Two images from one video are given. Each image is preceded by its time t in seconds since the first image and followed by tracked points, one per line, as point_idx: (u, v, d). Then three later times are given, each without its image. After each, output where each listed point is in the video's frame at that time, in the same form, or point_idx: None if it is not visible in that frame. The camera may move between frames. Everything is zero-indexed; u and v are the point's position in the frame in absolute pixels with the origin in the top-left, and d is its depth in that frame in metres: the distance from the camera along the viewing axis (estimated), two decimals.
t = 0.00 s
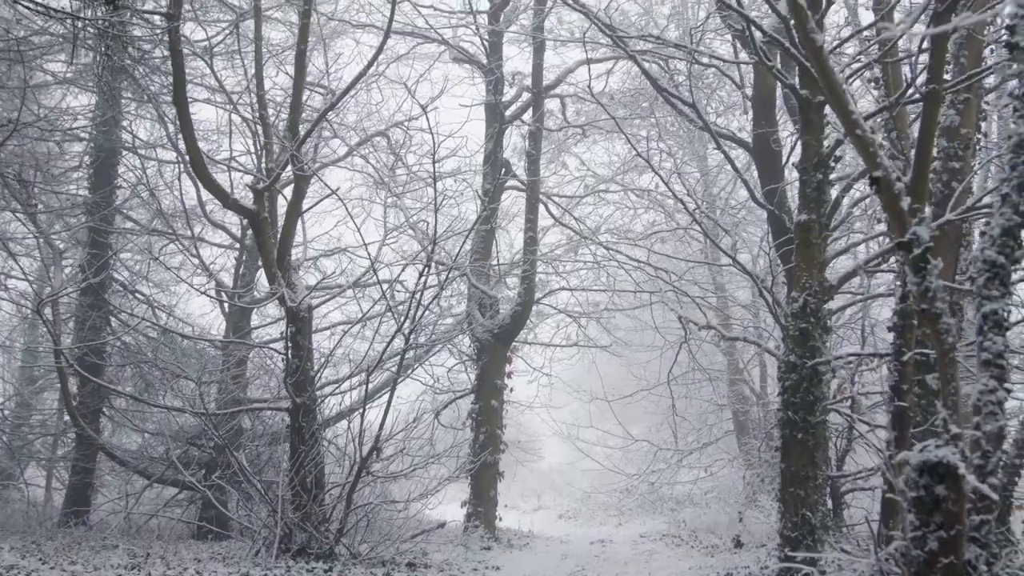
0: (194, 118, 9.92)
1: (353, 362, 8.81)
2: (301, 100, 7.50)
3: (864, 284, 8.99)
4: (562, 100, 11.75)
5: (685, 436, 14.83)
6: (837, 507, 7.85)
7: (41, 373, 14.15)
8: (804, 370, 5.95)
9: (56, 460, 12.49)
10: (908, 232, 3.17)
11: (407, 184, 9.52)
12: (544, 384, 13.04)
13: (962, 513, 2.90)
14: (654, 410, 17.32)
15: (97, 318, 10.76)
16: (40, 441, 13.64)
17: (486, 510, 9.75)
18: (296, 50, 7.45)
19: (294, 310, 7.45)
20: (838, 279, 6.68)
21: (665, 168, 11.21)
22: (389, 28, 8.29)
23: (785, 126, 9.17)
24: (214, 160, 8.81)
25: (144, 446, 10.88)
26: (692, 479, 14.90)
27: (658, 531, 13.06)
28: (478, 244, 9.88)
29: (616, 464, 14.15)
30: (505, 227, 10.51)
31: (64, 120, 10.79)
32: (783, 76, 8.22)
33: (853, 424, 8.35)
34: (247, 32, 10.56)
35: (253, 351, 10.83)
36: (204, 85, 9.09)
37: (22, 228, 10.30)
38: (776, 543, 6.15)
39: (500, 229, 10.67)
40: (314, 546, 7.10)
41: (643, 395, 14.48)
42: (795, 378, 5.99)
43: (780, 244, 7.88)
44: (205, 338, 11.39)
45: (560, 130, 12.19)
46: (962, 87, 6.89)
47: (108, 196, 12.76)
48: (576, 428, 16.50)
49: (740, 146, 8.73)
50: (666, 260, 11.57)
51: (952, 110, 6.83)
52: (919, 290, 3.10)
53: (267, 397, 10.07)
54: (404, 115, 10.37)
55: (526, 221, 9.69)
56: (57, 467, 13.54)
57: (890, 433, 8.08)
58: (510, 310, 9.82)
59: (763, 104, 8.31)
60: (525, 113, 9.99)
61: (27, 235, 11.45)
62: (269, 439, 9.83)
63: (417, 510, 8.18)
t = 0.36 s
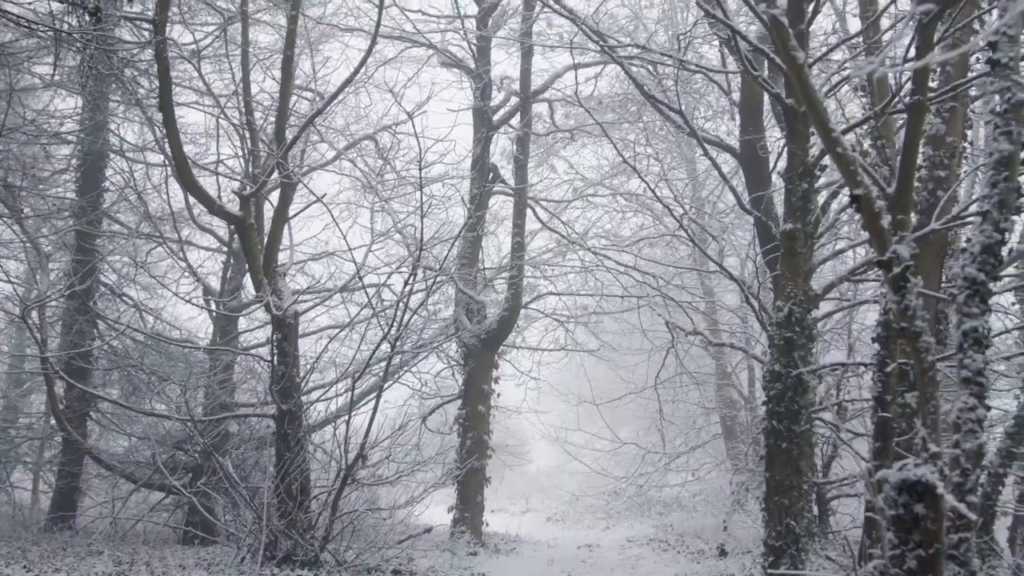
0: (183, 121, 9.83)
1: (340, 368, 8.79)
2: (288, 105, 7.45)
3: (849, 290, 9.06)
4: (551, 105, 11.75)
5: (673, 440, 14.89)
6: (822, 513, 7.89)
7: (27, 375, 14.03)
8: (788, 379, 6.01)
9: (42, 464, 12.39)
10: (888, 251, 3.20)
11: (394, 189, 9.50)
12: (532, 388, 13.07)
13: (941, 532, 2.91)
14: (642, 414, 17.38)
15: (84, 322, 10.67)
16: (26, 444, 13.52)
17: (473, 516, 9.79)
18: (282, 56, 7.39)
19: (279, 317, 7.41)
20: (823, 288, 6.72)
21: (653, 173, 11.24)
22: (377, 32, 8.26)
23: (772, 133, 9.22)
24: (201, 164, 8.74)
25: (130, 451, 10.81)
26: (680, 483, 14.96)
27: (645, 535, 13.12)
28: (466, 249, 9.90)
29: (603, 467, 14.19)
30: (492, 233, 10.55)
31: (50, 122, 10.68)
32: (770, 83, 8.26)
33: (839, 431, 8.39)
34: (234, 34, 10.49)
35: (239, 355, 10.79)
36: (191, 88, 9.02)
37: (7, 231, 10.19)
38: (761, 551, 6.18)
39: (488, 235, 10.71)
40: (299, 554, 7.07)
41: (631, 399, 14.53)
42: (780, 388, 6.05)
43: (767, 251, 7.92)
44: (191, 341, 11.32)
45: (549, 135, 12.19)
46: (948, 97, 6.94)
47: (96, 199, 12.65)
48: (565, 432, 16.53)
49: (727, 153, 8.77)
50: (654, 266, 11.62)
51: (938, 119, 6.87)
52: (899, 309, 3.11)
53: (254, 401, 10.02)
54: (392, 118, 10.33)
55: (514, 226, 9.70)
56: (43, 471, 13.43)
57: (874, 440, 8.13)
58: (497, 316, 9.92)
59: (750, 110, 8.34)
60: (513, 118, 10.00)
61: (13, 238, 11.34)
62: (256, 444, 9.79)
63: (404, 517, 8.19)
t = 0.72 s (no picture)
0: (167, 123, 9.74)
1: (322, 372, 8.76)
2: (272, 110, 7.38)
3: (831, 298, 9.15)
4: (536, 109, 11.75)
5: (657, 443, 14.97)
6: (802, 519, 7.97)
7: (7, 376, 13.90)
8: (768, 389, 6.08)
9: (22, 466, 12.28)
10: (865, 269, 3.25)
11: (378, 193, 9.47)
12: (516, 392, 13.09)
13: (915, 549, 2.93)
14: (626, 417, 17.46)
15: (65, 325, 10.56)
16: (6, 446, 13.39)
17: (455, 521, 9.81)
18: (265, 61, 7.30)
19: (261, 322, 7.36)
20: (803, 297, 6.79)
21: (637, 178, 11.27)
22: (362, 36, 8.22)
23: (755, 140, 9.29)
24: (184, 167, 8.67)
25: (112, 454, 10.73)
26: (663, 486, 15.05)
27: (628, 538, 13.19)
28: (450, 254, 9.91)
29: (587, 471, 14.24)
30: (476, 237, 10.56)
31: (31, 123, 10.54)
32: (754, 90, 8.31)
33: (819, 437, 8.48)
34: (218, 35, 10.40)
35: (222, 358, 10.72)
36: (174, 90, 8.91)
37: None
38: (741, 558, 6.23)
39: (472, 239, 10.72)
40: (279, 561, 6.97)
41: (614, 402, 14.59)
42: (761, 397, 6.11)
43: (750, 258, 7.99)
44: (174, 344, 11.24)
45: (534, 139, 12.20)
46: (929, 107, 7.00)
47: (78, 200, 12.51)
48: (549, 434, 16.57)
49: (711, 159, 8.82)
50: (637, 271, 11.67)
51: (919, 129, 6.94)
52: (875, 327, 3.14)
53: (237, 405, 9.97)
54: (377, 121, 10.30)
55: (497, 231, 9.70)
56: (23, 473, 13.31)
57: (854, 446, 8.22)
58: (480, 322, 9.99)
59: (734, 117, 8.39)
60: (497, 123, 9.98)
61: None
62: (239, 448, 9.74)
63: (386, 523, 8.20)
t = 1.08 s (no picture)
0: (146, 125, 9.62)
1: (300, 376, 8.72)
2: (251, 114, 7.30)
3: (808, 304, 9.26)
4: (517, 113, 11.77)
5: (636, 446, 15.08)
6: (778, 523, 8.08)
7: None
8: (745, 396, 6.19)
9: None
10: (836, 283, 3.34)
11: (358, 197, 9.44)
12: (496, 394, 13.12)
13: (886, 563, 2.99)
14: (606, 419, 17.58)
15: (42, 328, 10.41)
16: None
17: (434, 525, 9.80)
18: (245, 66, 7.22)
19: (240, 327, 7.29)
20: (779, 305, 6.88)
21: (617, 182, 11.33)
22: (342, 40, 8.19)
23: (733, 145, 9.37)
24: (162, 170, 8.59)
25: (90, 457, 10.62)
26: (642, 489, 15.16)
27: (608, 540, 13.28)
28: (429, 259, 9.93)
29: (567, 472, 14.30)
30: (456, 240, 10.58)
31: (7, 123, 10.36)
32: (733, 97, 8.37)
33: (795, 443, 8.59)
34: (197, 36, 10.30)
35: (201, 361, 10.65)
36: (153, 92, 8.80)
37: None
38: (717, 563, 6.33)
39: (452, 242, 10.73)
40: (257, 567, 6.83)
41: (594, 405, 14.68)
42: (737, 404, 6.22)
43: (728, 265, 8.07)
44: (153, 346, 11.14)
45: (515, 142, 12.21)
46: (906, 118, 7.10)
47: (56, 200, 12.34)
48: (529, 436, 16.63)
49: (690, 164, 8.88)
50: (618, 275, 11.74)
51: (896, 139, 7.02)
52: (847, 342, 3.21)
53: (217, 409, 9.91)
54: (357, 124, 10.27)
55: (477, 235, 9.71)
56: None
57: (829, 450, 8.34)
58: (459, 326, 10.07)
59: (713, 123, 8.46)
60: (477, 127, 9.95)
61: None
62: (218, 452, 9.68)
63: (365, 527, 8.20)
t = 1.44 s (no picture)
0: (122, 125, 9.47)
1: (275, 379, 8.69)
2: (225, 118, 7.22)
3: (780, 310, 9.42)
4: (494, 116, 11.79)
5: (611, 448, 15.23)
6: (750, 527, 8.22)
7: None
8: (718, 403, 6.35)
9: None
10: (805, 297, 3.44)
11: (333, 199, 9.37)
12: (472, 397, 13.16)
13: None
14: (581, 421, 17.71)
15: (14, 330, 10.24)
16: None
17: (409, 530, 9.77)
18: (220, 71, 7.14)
19: (214, 331, 7.20)
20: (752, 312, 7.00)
21: (594, 187, 11.41)
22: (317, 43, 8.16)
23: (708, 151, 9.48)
24: (138, 172, 8.48)
25: (63, 461, 10.49)
26: (618, 491, 15.31)
27: (583, 543, 13.37)
28: (405, 262, 10.00)
29: (543, 474, 14.34)
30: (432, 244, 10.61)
31: None
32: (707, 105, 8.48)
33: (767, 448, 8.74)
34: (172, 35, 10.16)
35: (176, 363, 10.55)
36: (128, 93, 8.68)
37: None
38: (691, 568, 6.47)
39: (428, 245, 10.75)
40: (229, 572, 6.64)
41: (570, 407, 14.78)
42: (710, 412, 6.37)
43: (703, 270, 8.20)
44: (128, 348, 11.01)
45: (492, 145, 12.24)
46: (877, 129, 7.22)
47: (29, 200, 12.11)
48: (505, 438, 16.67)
49: (665, 170, 8.98)
50: (593, 280, 11.82)
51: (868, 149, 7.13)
52: (815, 357, 3.31)
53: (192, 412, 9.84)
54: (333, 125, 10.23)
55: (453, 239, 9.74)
56: None
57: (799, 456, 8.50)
58: (434, 330, 10.14)
59: (689, 129, 8.58)
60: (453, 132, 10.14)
61: None
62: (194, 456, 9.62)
63: (340, 532, 8.18)
